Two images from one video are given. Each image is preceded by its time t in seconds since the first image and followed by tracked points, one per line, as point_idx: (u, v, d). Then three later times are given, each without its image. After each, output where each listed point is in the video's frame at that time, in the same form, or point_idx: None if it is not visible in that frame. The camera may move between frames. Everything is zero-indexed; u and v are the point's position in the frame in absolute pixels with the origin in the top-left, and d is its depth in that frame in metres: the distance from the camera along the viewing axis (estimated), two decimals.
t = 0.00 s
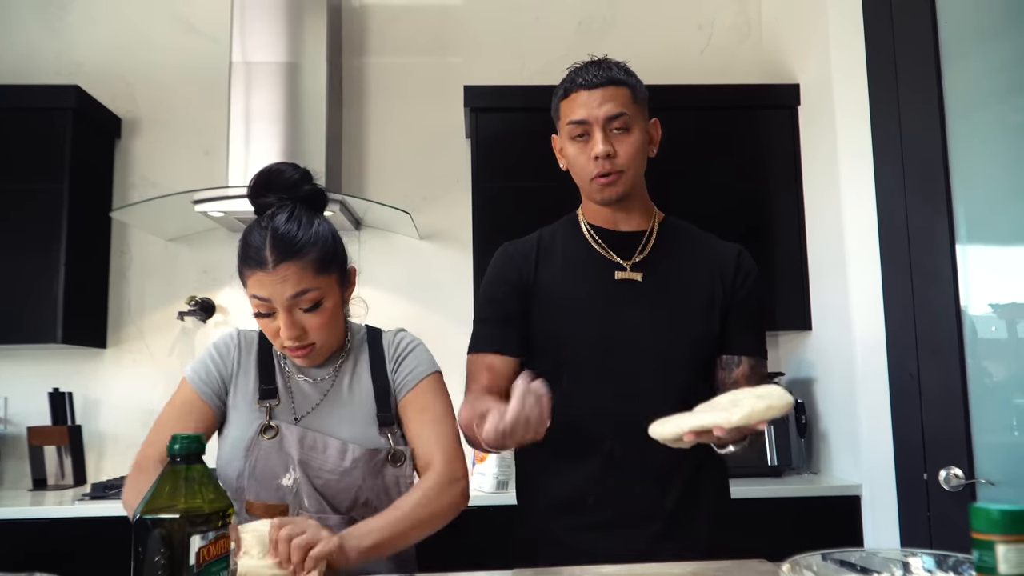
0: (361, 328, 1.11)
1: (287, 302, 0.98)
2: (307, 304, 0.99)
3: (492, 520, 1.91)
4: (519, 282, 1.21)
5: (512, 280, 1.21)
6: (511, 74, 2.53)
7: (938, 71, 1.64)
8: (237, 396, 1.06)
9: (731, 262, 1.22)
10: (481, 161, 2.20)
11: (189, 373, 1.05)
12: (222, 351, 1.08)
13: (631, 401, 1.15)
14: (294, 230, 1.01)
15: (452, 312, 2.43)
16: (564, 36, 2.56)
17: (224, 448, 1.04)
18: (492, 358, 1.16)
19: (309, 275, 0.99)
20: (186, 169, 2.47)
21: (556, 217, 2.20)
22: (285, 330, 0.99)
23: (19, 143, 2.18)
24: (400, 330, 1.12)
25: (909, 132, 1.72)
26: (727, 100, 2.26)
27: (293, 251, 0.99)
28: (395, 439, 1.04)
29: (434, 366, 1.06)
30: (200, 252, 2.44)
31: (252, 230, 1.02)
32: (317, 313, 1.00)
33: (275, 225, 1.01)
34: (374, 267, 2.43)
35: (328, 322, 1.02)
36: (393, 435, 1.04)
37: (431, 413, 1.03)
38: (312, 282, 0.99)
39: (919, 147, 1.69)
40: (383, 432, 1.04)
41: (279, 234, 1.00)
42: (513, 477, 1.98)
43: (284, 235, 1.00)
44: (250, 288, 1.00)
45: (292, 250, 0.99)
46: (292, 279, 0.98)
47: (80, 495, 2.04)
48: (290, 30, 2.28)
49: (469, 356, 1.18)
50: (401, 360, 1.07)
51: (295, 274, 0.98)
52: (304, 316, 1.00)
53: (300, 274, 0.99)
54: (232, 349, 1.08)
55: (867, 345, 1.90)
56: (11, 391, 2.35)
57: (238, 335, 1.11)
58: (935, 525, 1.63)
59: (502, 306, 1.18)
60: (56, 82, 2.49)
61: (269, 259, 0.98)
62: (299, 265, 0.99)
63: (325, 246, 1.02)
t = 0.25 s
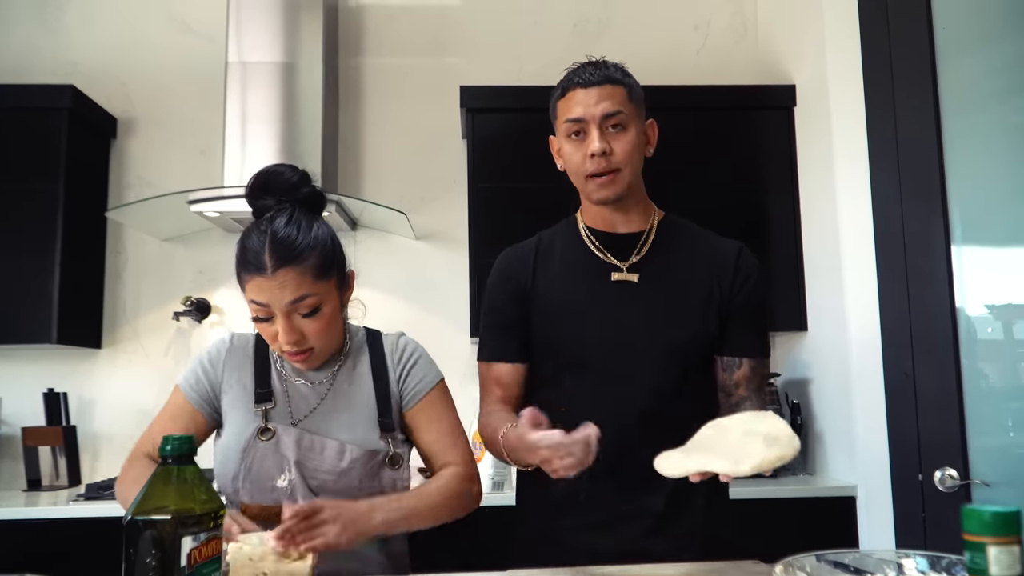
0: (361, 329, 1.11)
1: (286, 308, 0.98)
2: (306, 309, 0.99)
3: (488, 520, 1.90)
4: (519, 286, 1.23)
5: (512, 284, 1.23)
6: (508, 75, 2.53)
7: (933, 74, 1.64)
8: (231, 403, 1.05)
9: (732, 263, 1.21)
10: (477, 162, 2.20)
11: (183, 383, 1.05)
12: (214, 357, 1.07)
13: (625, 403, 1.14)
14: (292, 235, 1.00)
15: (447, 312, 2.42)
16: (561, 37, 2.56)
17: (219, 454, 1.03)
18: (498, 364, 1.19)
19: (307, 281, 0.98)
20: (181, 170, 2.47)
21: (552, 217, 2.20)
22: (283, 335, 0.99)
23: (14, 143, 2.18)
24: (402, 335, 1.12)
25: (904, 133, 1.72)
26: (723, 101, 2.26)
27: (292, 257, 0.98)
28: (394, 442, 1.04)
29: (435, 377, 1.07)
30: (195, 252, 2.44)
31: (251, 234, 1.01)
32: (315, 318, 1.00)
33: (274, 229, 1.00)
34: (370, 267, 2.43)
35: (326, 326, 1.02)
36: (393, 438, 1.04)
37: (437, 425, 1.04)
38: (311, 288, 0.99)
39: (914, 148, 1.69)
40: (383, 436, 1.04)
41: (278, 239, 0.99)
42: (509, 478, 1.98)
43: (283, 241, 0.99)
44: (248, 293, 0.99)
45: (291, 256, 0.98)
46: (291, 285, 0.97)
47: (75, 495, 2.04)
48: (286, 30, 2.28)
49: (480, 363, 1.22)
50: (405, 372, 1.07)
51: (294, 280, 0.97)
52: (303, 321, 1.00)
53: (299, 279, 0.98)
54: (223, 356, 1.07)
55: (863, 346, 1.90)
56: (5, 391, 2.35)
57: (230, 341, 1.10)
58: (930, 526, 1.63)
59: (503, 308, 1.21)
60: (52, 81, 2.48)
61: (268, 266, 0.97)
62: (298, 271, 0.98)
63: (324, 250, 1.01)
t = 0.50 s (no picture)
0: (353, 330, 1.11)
1: (287, 308, 0.98)
2: (307, 310, 0.99)
3: (483, 521, 1.90)
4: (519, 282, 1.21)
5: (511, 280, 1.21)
6: (503, 75, 2.53)
7: (928, 75, 1.65)
8: (234, 387, 1.05)
9: (727, 265, 1.21)
10: (472, 162, 2.20)
11: (184, 356, 1.04)
12: (223, 340, 1.07)
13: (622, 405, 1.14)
14: (296, 236, 1.00)
15: (443, 312, 2.42)
16: (556, 37, 2.56)
17: (218, 438, 1.03)
18: (506, 340, 1.16)
19: (309, 282, 0.99)
20: (176, 170, 2.46)
21: (548, 217, 2.20)
22: (283, 335, 0.99)
23: (8, 143, 2.17)
24: (391, 330, 1.11)
25: (899, 133, 1.72)
26: (719, 101, 2.26)
27: (295, 256, 0.98)
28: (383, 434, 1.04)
29: (423, 357, 1.05)
30: (190, 253, 2.43)
31: (256, 234, 1.01)
32: (316, 319, 1.00)
33: (277, 230, 1.00)
34: (366, 268, 2.43)
35: (327, 327, 1.01)
36: (380, 430, 1.03)
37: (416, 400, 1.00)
38: (312, 288, 0.99)
39: (909, 148, 1.69)
40: (371, 429, 1.03)
41: (281, 240, 0.99)
42: (504, 478, 1.97)
43: (286, 241, 0.99)
44: (249, 292, 0.99)
45: (294, 256, 0.98)
46: (293, 285, 0.97)
47: (70, 497, 2.03)
48: (282, 31, 2.28)
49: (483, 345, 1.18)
50: (390, 353, 1.06)
51: (296, 280, 0.98)
52: (303, 321, 0.99)
53: (301, 279, 0.98)
54: (234, 339, 1.08)
55: (857, 345, 1.91)
56: None
57: (240, 329, 1.10)
58: (924, 525, 1.64)
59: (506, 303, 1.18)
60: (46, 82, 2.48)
61: (271, 264, 0.97)
62: (300, 271, 0.98)
63: (326, 252, 1.02)
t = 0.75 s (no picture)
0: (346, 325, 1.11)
1: (279, 322, 0.97)
2: (299, 322, 0.98)
3: (478, 520, 1.91)
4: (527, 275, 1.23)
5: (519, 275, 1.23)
6: (498, 74, 2.53)
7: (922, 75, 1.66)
8: (228, 386, 1.05)
9: (727, 267, 1.21)
10: (467, 161, 2.20)
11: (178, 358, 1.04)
12: (214, 339, 1.07)
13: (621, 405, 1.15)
14: (284, 246, 0.98)
15: (438, 312, 2.42)
16: (551, 36, 2.57)
17: (213, 436, 1.04)
18: (526, 317, 1.18)
19: (299, 294, 0.97)
20: (171, 170, 2.46)
21: (543, 216, 2.21)
22: (275, 347, 0.98)
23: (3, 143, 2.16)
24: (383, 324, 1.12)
25: (893, 131, 1.73)
26: (714, 100, 2.27)
27: (284, 270, 0.96)
28: (379, 431, 1.04)
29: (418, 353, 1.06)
30: (184, 253, 2.43)
31: (242, 244, 0.98)
32: (307, 329, 1.00)
33: (265, 240, 0.98)
34: (361, 267, 2.43)
35: (318, 336, 1.01)
36: (378, 426, 1.04)
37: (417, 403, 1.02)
38: (302, 301, 0.98)
39: (902, 147, 1.70)
40: (366, 425, 1.04)
41: (269, 252, 0.97)
42: (499, 477, 1.98)
43: (275, 253, 0.97)
44: (238, 304, 0.98)
45: (283, 269, 0.96)
46: (284, 299, 0.96)
47: (65, 497, 2.03)
48: (277, 30, 2.28)
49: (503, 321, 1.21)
50: (385, 347, 1.07)
51: (286, 294, 0.96)
52: (295, 333, 0.99)
53: (291, 294, 0.97)
54: (224, 338, 1.07)
55: (852, 343, 1.91)
56: None
57: (232, 327, 1.10)
58: (918, 523, 1.64)
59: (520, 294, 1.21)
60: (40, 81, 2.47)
61: (260, 279, 0.95)
62: (289, 285, 0.96)
63: (316, 261, 1.00)
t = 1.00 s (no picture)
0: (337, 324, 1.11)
1: (270, 308, 0.98)
2: (290, 309, 0.99)
3: (470, 517, 1.91)
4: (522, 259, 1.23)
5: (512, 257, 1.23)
6: (490, 71, 2.53)
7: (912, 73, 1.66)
8: (219, 389, 1.05)
9: (727, 266, 1.25)
10: (459, 159, 2.20)
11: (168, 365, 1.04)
12: (202, 343, 1.07)
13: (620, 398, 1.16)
14: (275, 235, 1.00)
15: (430, 309, 2.42)
16: (543, 33, 2.56)
17: (203, 438, 1.03)
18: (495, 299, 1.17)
19: (291, 281, 0.99)
20: (161, 168, 2.45)
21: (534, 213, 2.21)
22: (266, 335, 0.99)
23: None
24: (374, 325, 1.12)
25: (884, 128, 1.73)
26: (705, 97, 2.27)
27: (276, 256, 0.98)
28: (368, 429, 1.04)
29: (406, 351, 1.06)
30: (175, 251, 2.42)
31: (235, 233, 1.00)
32: (298, 318, 1.00)
33: (257, 229, 1.00)
34: (353, 265, 2.42)
35: (310, 326, 1.02)
36: (366, 425, 1.04)
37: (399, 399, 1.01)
38: (294, 288, 0.99)
39: (893, 145, 1.70)
40: (356, 423, 1.04)
41: (262, 240, 0.99)
42: (491, 474, 1.98)
43: (267, 240, 0.99)
44: (230, 293, 0.99)
45: (275, 256, 0.98)
46: (275, 285, 0.98)
47: (56, 496, 2.02)
48: (269, 28, 2.27)
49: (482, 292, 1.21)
50: (373, 347, 1.07)
51: (278, 280, 0.98)
52: (286, 321, 1.00)
53: (282, 280, 0.98)
54: (213, 342, 1.07)
55: (842, 340, 1.92)
56: None
57: (220, 331, 1.10)
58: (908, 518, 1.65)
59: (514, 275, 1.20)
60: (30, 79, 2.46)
61: (252, 266, 0.97)
62: (281, 271, 0.98)
63: (308, 250, 1.02)
